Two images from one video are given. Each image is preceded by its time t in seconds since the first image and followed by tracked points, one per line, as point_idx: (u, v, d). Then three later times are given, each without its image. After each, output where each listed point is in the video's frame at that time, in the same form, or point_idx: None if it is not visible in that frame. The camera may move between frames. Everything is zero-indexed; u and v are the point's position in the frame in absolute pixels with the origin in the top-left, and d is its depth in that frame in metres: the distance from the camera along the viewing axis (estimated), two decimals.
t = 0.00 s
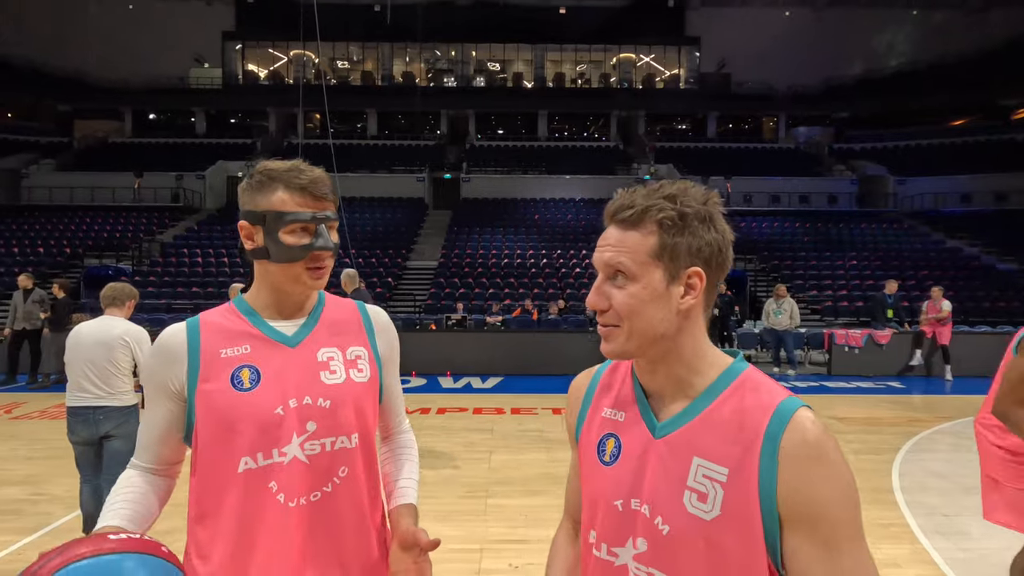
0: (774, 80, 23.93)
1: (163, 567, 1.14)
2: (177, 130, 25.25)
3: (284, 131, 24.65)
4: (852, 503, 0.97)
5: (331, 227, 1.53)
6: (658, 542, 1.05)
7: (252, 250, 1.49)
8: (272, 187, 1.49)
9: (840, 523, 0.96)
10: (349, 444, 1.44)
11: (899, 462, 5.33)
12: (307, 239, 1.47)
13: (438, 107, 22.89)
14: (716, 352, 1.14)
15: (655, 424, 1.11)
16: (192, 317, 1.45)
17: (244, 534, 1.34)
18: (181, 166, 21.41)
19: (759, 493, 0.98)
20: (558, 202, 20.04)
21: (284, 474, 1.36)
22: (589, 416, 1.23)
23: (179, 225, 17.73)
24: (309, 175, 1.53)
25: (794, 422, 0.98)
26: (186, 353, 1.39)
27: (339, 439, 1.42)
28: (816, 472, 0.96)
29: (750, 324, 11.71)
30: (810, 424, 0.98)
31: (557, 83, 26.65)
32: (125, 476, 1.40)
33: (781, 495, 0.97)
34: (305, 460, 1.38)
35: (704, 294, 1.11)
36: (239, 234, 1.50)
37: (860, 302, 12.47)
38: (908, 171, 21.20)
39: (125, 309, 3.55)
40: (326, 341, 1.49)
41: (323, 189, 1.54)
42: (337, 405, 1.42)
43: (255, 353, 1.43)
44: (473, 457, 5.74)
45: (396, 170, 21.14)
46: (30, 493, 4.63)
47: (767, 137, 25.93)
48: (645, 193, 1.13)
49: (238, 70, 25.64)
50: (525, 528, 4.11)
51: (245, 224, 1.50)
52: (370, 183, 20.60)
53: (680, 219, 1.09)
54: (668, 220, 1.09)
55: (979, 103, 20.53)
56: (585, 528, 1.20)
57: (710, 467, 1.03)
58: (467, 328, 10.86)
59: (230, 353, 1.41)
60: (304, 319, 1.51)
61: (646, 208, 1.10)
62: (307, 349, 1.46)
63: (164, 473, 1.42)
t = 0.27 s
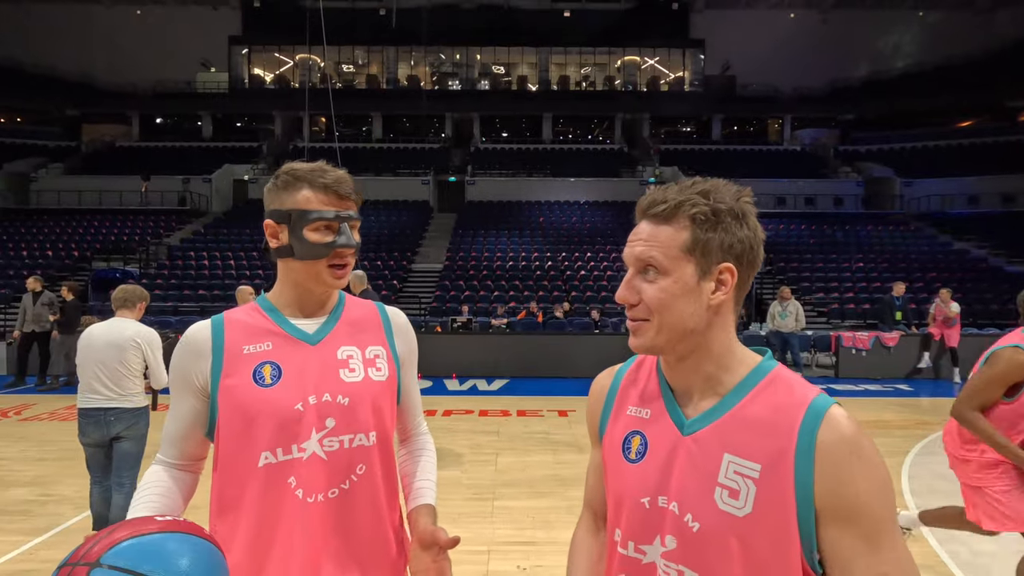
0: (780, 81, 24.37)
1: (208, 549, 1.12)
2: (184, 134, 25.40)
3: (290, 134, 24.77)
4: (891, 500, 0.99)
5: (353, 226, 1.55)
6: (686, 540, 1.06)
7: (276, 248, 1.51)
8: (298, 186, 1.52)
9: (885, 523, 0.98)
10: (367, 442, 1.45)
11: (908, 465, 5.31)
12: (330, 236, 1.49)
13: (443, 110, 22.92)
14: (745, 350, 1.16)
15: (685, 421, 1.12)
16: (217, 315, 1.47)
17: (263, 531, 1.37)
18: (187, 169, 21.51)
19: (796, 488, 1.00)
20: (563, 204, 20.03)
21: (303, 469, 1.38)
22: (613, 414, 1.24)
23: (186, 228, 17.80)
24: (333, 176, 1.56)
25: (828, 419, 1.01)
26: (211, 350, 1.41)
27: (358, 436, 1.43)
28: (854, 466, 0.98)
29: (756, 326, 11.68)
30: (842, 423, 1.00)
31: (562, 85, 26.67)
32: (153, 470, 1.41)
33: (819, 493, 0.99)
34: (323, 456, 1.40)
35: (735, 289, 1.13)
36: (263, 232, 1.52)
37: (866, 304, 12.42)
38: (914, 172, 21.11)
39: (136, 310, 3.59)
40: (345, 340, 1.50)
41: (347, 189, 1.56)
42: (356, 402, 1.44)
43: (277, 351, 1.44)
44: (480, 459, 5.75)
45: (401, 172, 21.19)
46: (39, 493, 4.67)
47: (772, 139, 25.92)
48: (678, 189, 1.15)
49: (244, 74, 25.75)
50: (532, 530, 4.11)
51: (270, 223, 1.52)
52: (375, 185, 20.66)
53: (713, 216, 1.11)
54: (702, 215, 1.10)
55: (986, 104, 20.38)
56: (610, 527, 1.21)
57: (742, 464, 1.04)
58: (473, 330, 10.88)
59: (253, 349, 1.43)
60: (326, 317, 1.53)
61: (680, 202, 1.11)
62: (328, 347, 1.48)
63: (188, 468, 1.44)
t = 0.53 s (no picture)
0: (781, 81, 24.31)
1: (218, 544, 1.13)
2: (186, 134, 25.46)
3: (292, 135, 24.81)
4: (906, 500, 1.00)
5: (360, 226, 1.55)
6: (698, 539, 1.06)
7: (284, 248, 1.51)
8: (306, 187, 1.52)
9: (895, 521, 0.98)
10: (371, 442, 1.45)
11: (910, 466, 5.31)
12: (338, 236, 1.49)
13: (445, 111, 22.90)
14: (758, 351, 1.16)
15: (696, 421, 1.12)
16: (225, 314, 1.47)
17: (268, 530, 1.37)
18: (189, 170, 21.53)
19: (807, 485, 1.00)
20: (564, 204, 20.02)
21: (307, 468, 1.38)
22: (624, 413, 1.24)
23: (188, 229, 17.82)
24: (340, 177, 1.56)
25: (842, 419, 1.02)
26: (219, 349, 1.41)
27: (362, 436, 1.43)
28: (870, 465, 0.99)
29: (758, 326, 11.64)
30: (856, 424, 1.01)
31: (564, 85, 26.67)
32: (160, 468, 1.41)
33: (833, 492, 0.99)
34: (328, 455, 1.40)
35: (747, 289, 1.13)
36: (272, 232, 1.53)
37: (869, 304, 12.39)
38: (917, 171, 21.06)
39: (139, 311, 3.60)
40: (351, 340, 1.51)
41: (356, 190, 1.57)
42: (361, 403, 1.44)
43: (283, 350, 1.45)
44: (482, 459, 5.76)
45: (402, 173, 21.21)
46: (42, 493, 4.69)
47: (774, 138, 25.88)
48: (690, 189, 1.15)
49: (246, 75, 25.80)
50: (534, 530, 4.11)
51: (279, 222, 1.52)
52: (377, 186, 20.67)
53: (724, 215, 1.11)
54: (713, 215, 1.11)
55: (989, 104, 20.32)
56: (619, 526, 1.21)
57: (755, 463, 1.04)
58: (474, 331, 10.88)
59: (260, 348, 1.44)
60: (333, 316, 1.53)
61: (692, 201, 1.12)
62: (334, 347, 1.48)
63: (194, 466, 1.44)
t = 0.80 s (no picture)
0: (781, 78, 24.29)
1: (225, 539, 1.14)
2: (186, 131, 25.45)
3: (291, 132, 24.76)
4: (900, 501, 0.99)
5: (361, 225, 1.54)
6: (697, 533, 1.06)
7: (285, 245, 1.51)
8: (307, 184, 1.51)
9: (886, 525, 0.97)
10: (370, 438, 1.45)
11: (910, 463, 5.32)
12: (339, 235, 1.48)
13: (444, 107, 22.81)
14: (761, 349, 1.16)
15: (697, 416, 1.13)
16: (226, 311, 1.47)
17: (268, 527, 1.37)
18: (188, 167, 21.47)
19: (803, 482, 1.00)
20: (564, 201, 19.98)
21: (307, 465, 1.38)
22: (625, 408, 1.24)
23: (188, 225, 17.80)
24: (342, 174, 1.56)
25: (840, 419, 1.01)
26: (219, 345, 1.41)
27: (361, 433, 1.43)
28: (863, 467, 0.98)
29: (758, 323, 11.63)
30: (856, 422, 1.01)
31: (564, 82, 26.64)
32: (159, 462, 1.42)
33: (831, 492, 0.99)
34: (328, 452, 1.40)
35: (753, 286, 1.12)
36: (273, 229, 1.52)
37: (869, 301, 12.39)
38: (917, 168, 21.06)
39: (139, 309, 3.60)
40: (351, 338, 1.50)
41: (357, 187, 1.56)
42: (360, 400, 1.44)
43: (283, 347, 1.45)
44: (482, 456, 5.76)
45: (402, 170, 21.21)
46: (42, 490, 4.69)
47: (774, 135, 25.86)
48: (697, 186, 1.15)
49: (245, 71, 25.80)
50: (534, 526, 4.11)
51: (280, 220, 1.51)
52: (376, 182, 20.65)
53: (732, 211, 1.10)
54: (719, 211, 1.10)
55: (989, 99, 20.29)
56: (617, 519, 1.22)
57: (753, 460, 1.04)
58: (474, 327, 10.89)
59: (260, 345, 1.44)
60: (332, 315, 1.53)
61: (698, 198, 1.12)
62: (334, 344, 1.48)
63: (194, 460, 1.45)
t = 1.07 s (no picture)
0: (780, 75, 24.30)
1: (249, 537, 1.13)
2: (185, 129, 25.44)
3: (290, 129, 24.73)
4: (883, 495, 0.99)
5: (353, 222, 1.55)
6: (686, 528, 1.06)
7: (277, 243, 1.51)
8: (299, 181, 1.51)
9: (868, 522, 0.97)
10: (364, 436, 1.45)
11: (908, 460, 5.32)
12: (331, 232, 1.48)
13: (444, 105, 22.74)
14: (751, 345, 1.16)
15: (687, 412, 1.12)
16: (218, 308, 1.46)
17: (264, 524, 1.37)
18: (186, 165, 21.43)
19: (797, 480, 0.99)
20: (562, 199, 19.96)
21: (301, 463, 1.38)
22: (617, 404, 1.24)
23: (187, 223, 17.78)
24: (334, 172, 1.55)
25: (828, 415, 1.00)
26: (211, 342, 1.41)
27: (355, 430, 1.43)
28: (849, 465, 0.97)
29: (757, 321, 11.59)
30: (844, 418, 1.00)
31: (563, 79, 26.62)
32: (151, 459, 1.42)
33: (822, 488, 0.98)
34: (323, 449, 1.40)
35: (742, 283, 1.13)
36: (265, 227, 1.52)
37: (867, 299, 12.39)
38: (916, 165, 21.05)
39: (137, 306, 3.59)
40: (345, 335, 1.50)
41: (348, 183, 1.56)
42: (354, 397, 1.44)
43: (277, 345, 1.44)
44: (480, 453, 5.76)
45: (401, 167, 21.22)
46: (41, 488, 4.69)
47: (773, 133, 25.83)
48: (684, 183, 1.15)
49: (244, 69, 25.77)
50: (532, 523, 4.11)
51: (271, 219, 1.51)
52: (374, 179, 20.62)
53: (719, 210, 1.10)
54: (707, 209, 1.10)
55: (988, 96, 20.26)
56: (608, 514, 1.22)
57: (743, 455, 1.04)
58: (473, 325, 10.88)
59: (253, 342, 1.43)
60: (325, 312, 1.53)
61: (686, 196, 1.12)
62: (328, 342, 1.48)
63: (185, 457, 1.44)
